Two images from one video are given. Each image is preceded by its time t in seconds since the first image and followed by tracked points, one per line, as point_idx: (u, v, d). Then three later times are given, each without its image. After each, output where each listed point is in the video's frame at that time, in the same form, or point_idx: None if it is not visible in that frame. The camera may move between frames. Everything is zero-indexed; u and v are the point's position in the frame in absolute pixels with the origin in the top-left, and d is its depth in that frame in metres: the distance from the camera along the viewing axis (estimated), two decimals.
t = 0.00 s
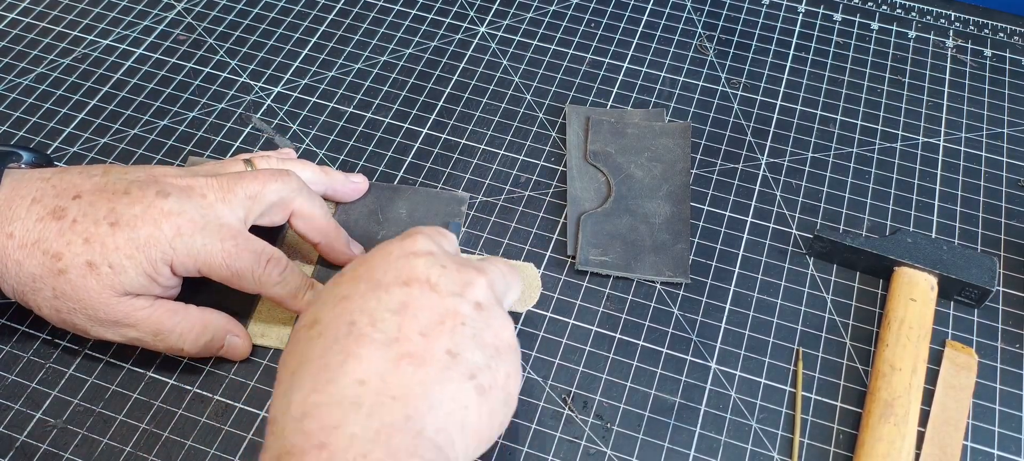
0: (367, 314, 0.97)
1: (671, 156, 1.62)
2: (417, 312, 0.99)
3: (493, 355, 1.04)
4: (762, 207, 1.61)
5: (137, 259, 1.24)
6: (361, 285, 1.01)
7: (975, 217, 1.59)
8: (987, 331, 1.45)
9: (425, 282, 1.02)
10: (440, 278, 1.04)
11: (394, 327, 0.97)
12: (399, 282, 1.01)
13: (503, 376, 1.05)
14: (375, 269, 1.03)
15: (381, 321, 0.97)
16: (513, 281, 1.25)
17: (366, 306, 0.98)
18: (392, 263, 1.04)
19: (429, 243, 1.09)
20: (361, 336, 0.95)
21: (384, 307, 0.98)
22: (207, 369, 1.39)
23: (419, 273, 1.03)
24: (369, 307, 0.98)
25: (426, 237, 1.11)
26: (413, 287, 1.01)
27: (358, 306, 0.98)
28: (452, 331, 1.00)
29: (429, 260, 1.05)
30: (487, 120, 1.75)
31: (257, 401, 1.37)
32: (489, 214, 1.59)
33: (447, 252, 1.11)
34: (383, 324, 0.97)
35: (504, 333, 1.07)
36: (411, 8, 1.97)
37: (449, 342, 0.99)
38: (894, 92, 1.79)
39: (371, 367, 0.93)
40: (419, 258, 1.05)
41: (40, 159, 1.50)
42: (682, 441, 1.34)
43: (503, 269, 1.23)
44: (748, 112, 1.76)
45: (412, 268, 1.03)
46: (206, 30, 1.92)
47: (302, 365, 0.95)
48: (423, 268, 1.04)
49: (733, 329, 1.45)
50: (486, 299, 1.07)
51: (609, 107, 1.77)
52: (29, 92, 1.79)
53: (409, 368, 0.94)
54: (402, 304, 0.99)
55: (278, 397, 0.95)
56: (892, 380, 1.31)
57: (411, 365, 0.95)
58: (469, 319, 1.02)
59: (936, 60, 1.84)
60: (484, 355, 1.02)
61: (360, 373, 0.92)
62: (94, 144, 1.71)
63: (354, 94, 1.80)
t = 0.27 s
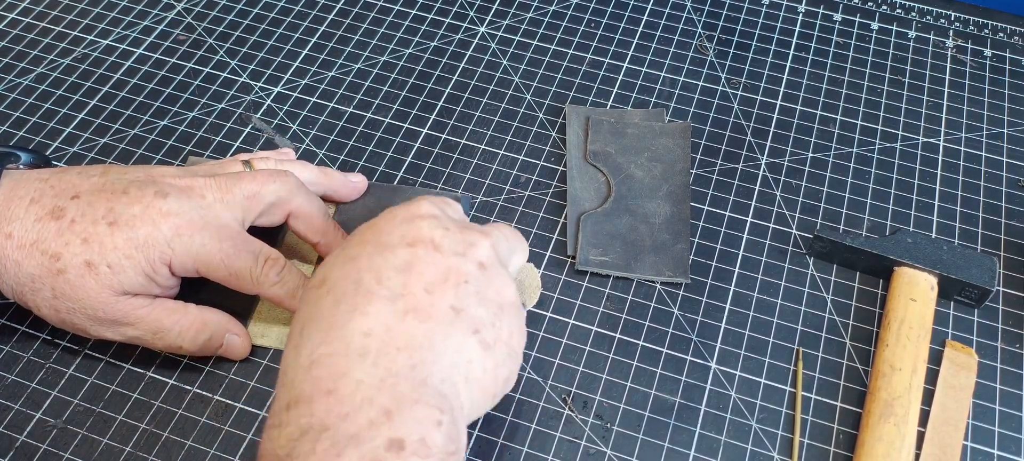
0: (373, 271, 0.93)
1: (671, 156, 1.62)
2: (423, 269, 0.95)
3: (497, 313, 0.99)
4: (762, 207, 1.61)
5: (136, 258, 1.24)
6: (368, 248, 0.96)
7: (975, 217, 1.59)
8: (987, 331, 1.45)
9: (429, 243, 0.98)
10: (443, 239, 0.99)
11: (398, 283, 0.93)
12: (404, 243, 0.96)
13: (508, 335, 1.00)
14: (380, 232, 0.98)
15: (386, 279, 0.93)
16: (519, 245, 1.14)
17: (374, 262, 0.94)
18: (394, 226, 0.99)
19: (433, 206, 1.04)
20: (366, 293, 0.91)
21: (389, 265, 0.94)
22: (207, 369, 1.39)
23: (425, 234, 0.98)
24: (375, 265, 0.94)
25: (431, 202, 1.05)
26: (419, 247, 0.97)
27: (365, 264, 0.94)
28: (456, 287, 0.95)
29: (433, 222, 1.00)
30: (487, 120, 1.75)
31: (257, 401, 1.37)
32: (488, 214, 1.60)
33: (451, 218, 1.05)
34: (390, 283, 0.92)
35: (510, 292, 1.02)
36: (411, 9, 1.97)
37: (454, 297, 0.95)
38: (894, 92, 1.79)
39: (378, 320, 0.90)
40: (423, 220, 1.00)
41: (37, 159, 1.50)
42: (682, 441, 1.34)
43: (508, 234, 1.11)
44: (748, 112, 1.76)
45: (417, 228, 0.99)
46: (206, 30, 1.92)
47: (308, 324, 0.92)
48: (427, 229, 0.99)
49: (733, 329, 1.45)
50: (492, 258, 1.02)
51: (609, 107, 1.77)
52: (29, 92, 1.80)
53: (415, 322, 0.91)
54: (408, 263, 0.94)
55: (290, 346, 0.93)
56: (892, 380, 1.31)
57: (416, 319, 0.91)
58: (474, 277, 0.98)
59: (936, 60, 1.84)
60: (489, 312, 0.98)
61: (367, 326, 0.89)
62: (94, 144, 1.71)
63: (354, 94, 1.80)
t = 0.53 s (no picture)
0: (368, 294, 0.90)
1: (671, 156, 1.62)
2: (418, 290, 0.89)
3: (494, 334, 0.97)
4: (762, 207, 1.61)
5: (135, 259, 1.27)
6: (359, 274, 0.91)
7: (975, 217, 1.59)
8: (987, 331, 1.44)
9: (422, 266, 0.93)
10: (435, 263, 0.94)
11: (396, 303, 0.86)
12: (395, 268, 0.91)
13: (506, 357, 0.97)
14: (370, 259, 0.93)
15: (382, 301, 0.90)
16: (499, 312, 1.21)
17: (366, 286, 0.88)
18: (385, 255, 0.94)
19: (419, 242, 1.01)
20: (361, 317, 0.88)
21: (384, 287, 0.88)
22: (207, 369, 1.39)
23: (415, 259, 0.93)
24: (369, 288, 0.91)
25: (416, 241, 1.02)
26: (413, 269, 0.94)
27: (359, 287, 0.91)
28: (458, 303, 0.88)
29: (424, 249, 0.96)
30: (487, 120, 1.75)
31: (257, 401, 1.37)
32: (488, 214, 1.59)
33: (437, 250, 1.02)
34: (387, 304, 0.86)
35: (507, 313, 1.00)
36: (411, 8, 1.97)
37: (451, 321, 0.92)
38: (894, 92, 1.79)
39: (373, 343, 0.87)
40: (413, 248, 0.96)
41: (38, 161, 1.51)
42: (682, 440, 1.34)
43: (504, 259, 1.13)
44: (748, 112, 1.76)
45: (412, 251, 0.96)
46: (206, 30, 1.92)
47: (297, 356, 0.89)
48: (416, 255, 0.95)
49: (733, 329, 1.45)
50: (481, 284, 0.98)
51: (609, 107, 1.77)
52: (29, 92, 1.80)
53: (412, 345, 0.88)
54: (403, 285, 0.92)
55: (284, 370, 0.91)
56: (891, 381, 1.31)
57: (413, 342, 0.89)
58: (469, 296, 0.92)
59: (936, 60, 1.84)
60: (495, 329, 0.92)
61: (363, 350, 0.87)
62: (94, 144, 1.71)
63: (354, 94, 1.80)
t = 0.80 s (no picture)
0: (418, 353, 0.81)
1: (671, 156, 1.62)
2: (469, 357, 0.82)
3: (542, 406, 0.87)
4: (762, 207, 1.61)
5: (113, 206, 1.22)
6: (412, 319, 0.83)
7: (974, 216, 1.59)
8: (987, 331, 1.44)
9: (479, 321, 0.85)
10: (495, 317, 0.87)
11: (445, 375, 0.80)
12: (453, 320, 0.84)
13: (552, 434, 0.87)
14: (428, 299, 0.85)
15: (434, 365, 0.80)
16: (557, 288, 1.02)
17: (418, 346, 0.81)
18: (444, 295, 0.86)
19: (487, 274, 0.91)
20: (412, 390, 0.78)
21: (436, 351, 0.81)
22: (207, 369, 1.39)
23: (474, 309, 0.86)
24: (420, 346, 0.81)
25: (480, 261, 0.91)
26: (466, 326, 0.84)
27: (409, 344, 0.81)
28: (505, 381, 0.84)
29: (485, 294, 0.88)
30: (487, 120, 1.75)
31: (257, 401, 1.37)
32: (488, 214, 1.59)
33: (501, 281, 0.92)
34: (433, 375, 0.80)
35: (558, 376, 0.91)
36: (411, 9, 1.97)
37: (503, 395, 0.83)
38: (894, 92, 1.79)
39: (423, 423, 0.77)
40: (476, 291, 0.87)
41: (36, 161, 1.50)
42: (682, 440, 1.34)
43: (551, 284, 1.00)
44: (748, 112, 1.76)
45: (465, 300, 0.86)
46: (206, 30, 1.92)
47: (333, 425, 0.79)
48: (478, 304, 0.86)
49: (733, 329, 1.45)
50: (541, 340, 0.90)
51: (609, 107, 1.77)
52: (29, 91, 1.80)
53: (462, 428, 0.78)
54: (454, 345, 0.82)
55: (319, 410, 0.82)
56: (891, 380, 1.31)
57: (463, 422, 0.79)
58: (523, 366, 0.86)
59: (936, 60, 1.84)
60: (533, 405, 0.86)
61: (409, 430, 0.76)
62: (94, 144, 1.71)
63: (354, 94, 1.80)
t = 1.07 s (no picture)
0: (320, 445, 1.06)
1: (671, 156, 1.62)
2: (378, 436, 1.08)
3: (451, 431, 1.13)
4: (762, 207, 1.61)
5: (155, 285, 1.26)
6: (314, 410, 1.10)
7: (975, 217, 1.59)
8: (987, 331, 1.45)
9: (383, 397, 1.12)
10: (398, 394, 1.14)
11: (352, 453, 1.05)
12: (356, 402, 1.11)
13: (463, 454, 1.13)
14: (337, 387, 1.13)
15: (337, 450, 1.05)
16: (482, 380, 1.30)
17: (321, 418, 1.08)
18: (350, 380, 1.14)
19: (386, 353, 1.21)
20: (332, 424, 1.08)
21: (341, 434, 1.07)
22: (207, 369, 1.39)
23: (379, 390, 1.13)
24: (325, 437, 1.06)
25: (386, 347, 1.23)
26: (371, 407, 1.11)
27: (309, 435, 1.07)
28: (415, 454, 1.08)
29: (387, 374, 1.16)
30: (487, 120, 1.75)
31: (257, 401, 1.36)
32: (488, 214, 1.59)
33: (406, 360, 1.22)
34: (344, 422, 1.08)
35: (472, 450, 1.14)
36: (411, 8, 1.97)
37: (421, 430, 1.10)
38: (894, 92, 1.79)
39: None
40: (375, 371, 1.16)
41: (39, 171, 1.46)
42: (682, 440, 1.34)
43: (467, 366, 1.29)
44: (748, 112, 1.76)
45: (371, 381, 1.14)
46: (206, 30, 1.92)
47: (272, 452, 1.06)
48: (381, 383, 1.14)
49: (733, 329, 1.45)
50: (451, 411, 1.16)
51: (609, 107, 1.77)
52: (29, 92, 1.80)
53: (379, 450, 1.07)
54: (360, 429, 1.08)
55: None
56: (891, 381, 1.32)
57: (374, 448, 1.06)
58: (434, 439, 1.11)
59: (936, 60, 1.84)
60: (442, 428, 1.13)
61: (335, 448, 1.05)
62: (94, 144, 1.71)
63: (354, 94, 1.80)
